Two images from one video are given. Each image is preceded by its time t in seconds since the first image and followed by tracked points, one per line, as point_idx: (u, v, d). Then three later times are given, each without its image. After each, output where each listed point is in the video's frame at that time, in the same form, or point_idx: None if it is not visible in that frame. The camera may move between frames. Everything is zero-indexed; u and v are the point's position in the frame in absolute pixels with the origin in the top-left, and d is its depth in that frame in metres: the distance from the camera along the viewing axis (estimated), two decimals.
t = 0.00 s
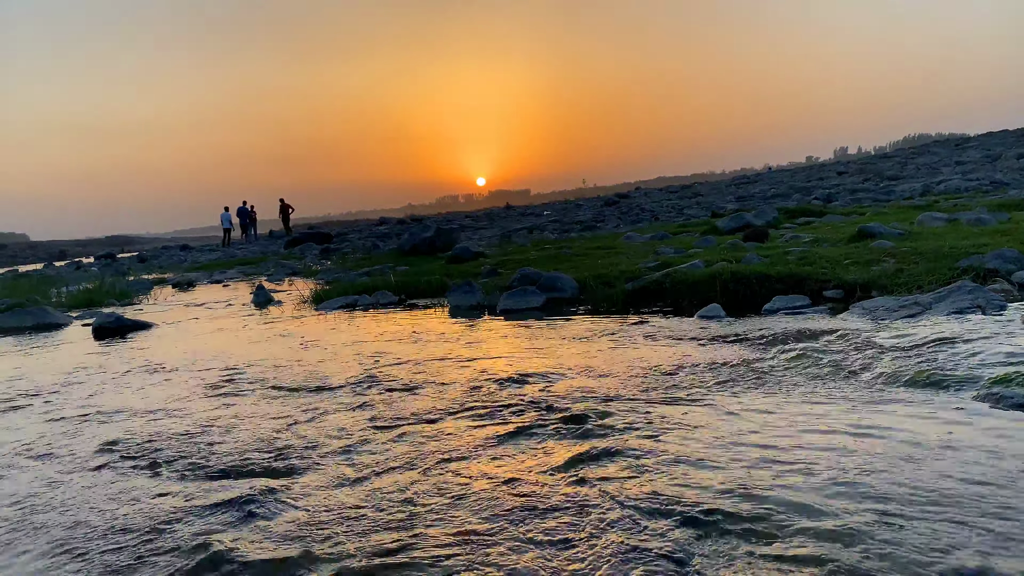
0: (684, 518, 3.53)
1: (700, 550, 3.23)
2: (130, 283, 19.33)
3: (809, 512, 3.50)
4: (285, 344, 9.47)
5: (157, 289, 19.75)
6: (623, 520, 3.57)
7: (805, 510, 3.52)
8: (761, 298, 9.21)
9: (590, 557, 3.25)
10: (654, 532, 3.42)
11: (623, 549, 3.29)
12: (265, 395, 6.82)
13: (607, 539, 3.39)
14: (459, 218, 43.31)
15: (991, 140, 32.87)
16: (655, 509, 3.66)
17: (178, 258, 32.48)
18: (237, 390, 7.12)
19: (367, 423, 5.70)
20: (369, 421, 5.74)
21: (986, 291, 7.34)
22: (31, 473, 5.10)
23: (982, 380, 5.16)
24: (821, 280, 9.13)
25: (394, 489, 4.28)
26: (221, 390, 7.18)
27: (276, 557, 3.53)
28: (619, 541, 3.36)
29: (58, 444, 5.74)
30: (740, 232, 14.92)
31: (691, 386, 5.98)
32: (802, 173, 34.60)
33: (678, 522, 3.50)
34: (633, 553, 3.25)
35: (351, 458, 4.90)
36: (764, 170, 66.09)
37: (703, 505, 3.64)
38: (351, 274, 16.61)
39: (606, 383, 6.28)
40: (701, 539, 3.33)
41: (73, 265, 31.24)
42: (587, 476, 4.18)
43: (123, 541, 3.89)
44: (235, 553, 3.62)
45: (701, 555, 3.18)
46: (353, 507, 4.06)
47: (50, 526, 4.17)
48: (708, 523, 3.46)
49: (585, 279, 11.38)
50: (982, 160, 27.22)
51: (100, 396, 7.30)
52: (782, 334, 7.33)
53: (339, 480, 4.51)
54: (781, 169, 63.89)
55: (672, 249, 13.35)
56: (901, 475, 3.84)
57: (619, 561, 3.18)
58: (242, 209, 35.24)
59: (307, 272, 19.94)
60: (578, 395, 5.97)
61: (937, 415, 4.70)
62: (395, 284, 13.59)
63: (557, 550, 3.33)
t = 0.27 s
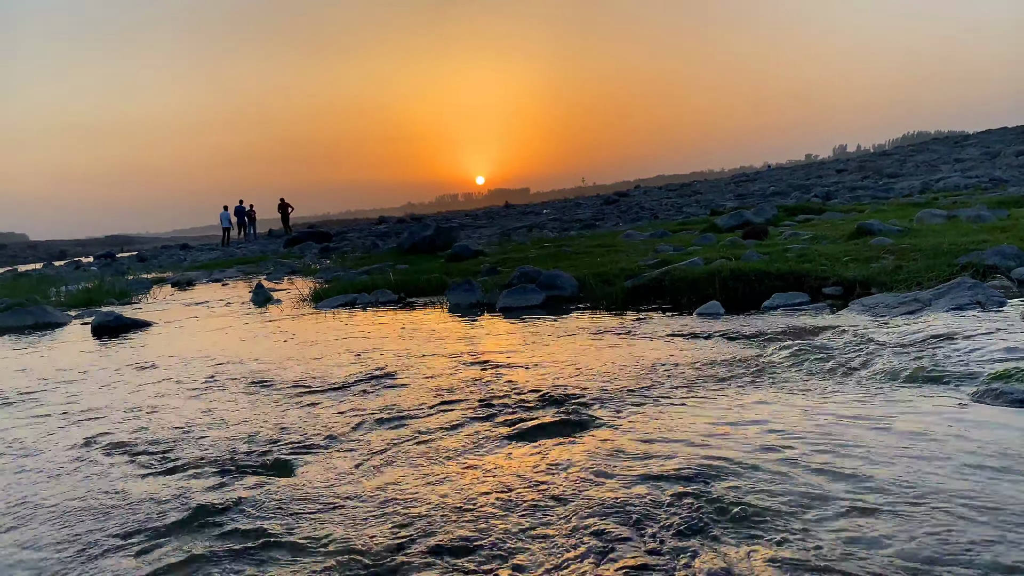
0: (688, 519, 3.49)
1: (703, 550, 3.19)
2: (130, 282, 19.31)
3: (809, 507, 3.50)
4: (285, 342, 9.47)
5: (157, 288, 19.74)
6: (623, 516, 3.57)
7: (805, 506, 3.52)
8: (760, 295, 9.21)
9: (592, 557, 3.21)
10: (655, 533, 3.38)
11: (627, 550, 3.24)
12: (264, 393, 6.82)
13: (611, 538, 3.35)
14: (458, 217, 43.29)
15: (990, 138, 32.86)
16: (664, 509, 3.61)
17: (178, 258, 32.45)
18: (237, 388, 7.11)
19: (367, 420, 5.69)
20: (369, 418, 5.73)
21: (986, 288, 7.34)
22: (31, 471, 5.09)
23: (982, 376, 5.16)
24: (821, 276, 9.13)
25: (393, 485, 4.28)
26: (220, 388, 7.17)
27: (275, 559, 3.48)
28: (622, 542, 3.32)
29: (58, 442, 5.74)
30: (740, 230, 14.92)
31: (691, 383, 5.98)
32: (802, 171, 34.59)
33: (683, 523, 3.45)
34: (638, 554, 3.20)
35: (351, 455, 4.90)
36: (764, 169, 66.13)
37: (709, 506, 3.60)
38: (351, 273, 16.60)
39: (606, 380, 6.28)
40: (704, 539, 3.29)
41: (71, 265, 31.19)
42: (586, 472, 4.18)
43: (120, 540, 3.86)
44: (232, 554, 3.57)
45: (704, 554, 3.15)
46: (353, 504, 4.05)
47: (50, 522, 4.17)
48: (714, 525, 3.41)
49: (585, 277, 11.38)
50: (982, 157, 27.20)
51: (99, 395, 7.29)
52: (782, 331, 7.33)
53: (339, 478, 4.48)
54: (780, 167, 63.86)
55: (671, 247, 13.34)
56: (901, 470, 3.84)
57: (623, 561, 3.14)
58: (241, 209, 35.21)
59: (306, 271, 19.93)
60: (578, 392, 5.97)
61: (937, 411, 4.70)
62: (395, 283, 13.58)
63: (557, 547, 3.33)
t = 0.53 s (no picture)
0: (697, 511, 3.46)
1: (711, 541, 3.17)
2: (128, 280, 19.27)
3: (812, 497, 3.50)
4: (284, 338, 9.45)
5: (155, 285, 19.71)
6: (626, 506, 3.56)
7: (807, 496, 3.52)
8: (760, 289, 9.21)
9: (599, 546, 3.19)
10: (663, 523, 3.35)
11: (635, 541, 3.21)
12: (264, 387, 6.80)
13: (619, 529, 3.32)
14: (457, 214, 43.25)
15: (989, 133, 32.86)
16: (671, 501, 3.59)
17: (176, 256, 32.39)
18: (236, 382, 7.10)
19: (368, 413, 5.68)
20: (370, 411, 5.73)
21: (985, 280, 7.34)
22: (31, 465, 5.07)
23: (982, 366, 5.17)
24: (820, 270, 9.13)
25: (395, 477, 4.27)
26: (220, 382, 7.16)
27: (280, 552, 3.44)
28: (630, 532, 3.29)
29: (59, 436, 5.73)
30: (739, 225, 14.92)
31: (692, 375, 5.98)
32: (800, 167, 34.59)
33: (691, 515, 3.43)
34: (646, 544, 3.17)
35: (352, 447, 4.89)
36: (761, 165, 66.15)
37: (717, 498, 3.58)
38: (349, 269, 16.56)
39: (607, 373, 6.27)
40: (713, 529, 3.27)
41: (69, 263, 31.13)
42: (588, 463, 4.18)
43: (121, 533, 3.82)
44: (236, 546, 3.54)
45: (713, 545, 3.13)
46: (355, 495, 4.05)
47: (50, 514, 4.16)
48: (723, 517, 3.39)
49: (584, 272, 11.38)
50: (980, 152, 27.21)
51: (99, 390, 7.27)
52: (782, 324, 7.33)
53: (341, 470, 4.46)
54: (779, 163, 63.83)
55: (671, 242, 13.34)
56: (903, 460, 3.84)
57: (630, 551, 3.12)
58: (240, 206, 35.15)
59: (305, 268, 19.91)
60: (579, 385, 5.96)
61: (938, 401, 4.70)
62: (394, 278, 13.57)
63: (559, 536, 3.32)
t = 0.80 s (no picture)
0: (696, 502, 3.47)
1: (711, 531, 3.18)
2: (126, 276, 19.25)
3: (812, 489, 3.50)
4: (283, 333, 9.44)
5: (154, 282, 19.68)
6: (625, 499, 3.56)
7: (808, 488, 3.52)
8: (759, 283, 9.20)
9: (600, 539, 3.19)
10: (663, 515, 3.36)
11: (635, 533, 3.22)
12: (263, 382, 6.79)
13: (619, 522, 3.33)
14: (455, 210, 43.24)
15: (987, 128, 32.83)
16: (670, 492, 3.59)
17: (174, 252, 32.35)
18: (235, 377, 7.09)
19: (366, 407, 5.67)
20: (369, 405, 5.73)
21: (984, 273, 7.35)
22: (29, 459, 5.06)
23: (980, 359, 5.17)
24: (819, 264, 9.13)
25: (394, 471, 4.27)
26: (218, 377, 7.15)
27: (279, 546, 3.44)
28: (630, 525, 3.30)
29: (57, 431, 5.71)
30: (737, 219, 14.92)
31: (691, 369, 5.98)
32: (798, 162, 34.58)
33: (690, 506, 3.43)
34: (646, 536, 3.18)
35: (350, 441, 4.89)
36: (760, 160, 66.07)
37: (715, 489, 3.58)
38: (348, 265, 16.53)
39: (605, 367, 6.26)
40: (713, 521, 3.27)
41: (67, 260, 31.09)
42: (588, 457, 4.18)
43: (119, 526, 3.81)
44: (236, 540, 3.53)
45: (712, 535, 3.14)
46: (354, 490, 4.03)
47: (49, 508, 4.15)
48: (722, 509, 3.39)
49: (583, 267, 11.37)
50: (979, 147, 27.20)
51: (97, 385, 7.26)
52: (780, 318, 7.33)
53: (340, 464, 4.47)
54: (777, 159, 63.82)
55: (669, 236, 13.33)
56: (901, 453, 3.85)
57: (631, 544, 3.13)
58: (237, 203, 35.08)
59: (304, 264, 19.88)
60: (577, 379, 5.96)
61: (936, 394, 4.71)
62: (392, 274, 13.56)
63: (558, 530, 3.31)
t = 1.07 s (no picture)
0: (696, 492, 3.48)
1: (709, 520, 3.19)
2: (126, 270, 19.25)
3: (808, 477, 3.53)
4: (282, 326, 9.47)
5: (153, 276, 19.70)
6: (623, 486, 3.60)
7: (804, 475, 3.55)
8: (757, 276, 9.23)
9: (598, 526, 3.21)
10: (662, 505, 3.37)
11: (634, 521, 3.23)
12: (262, 372, 6.81)
13: (618, 510, 3.34)
14: (454, 205, 43.22)
15: (987, 122, 32.80)
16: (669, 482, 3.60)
17: (173, 247, 32.33)
18: (235, 368, 7.11)
19: (366, 397, 5.70)
20: (369, 395, 5.75)
21: (981, 265, 7.38)
22: (31, 448, 5.08)
23: (976, 349, 5.21)
24: (817, 257, 9.16)
25: (394, 458, 4.31)
26: (218, 368, 7.17)
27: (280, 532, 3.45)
28: (629, 513, 3.31)
29: (58, 420, 5.74)
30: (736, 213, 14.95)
31: (689, 359, 6.01)
32: (798, 156, 34.57)
33: (690, 496, 3.45)
34: (645, 524, 3.19)
35: (350, 430, 4.92)
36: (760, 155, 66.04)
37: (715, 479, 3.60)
38: (347, 259, 16.54)
39: (604, 358, 6.28)
40: (709, 510, 3.31)
41: (66, 256, 31.07)
42: (586, 444, 4.21)
43: (119, 514, 3.82)
44: (237, 526, 3.54)
45: (711, 523, 3.16)
46: (354, 477, 4.06)
47: (52, 495, 4.18)
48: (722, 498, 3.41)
49: (582, 260, 11.39)
50: (978, 141, 27.19)
51: (97, 376, 7.28)
52: (778, 309, 7.36)
53: (340, 453, 4.48)
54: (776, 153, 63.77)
55: (668, 230, 13.35)
56: (897, 441, 3.88)
57: (629, 532, 3.14)
58: (236, 198, 35.04)
59: (303, 258, 19.89)
60: (576, 369, 5.99)
61: (933, 383, 4.74)
62: (392, 268, 13.58)
63: (556, 516, 3.35)
